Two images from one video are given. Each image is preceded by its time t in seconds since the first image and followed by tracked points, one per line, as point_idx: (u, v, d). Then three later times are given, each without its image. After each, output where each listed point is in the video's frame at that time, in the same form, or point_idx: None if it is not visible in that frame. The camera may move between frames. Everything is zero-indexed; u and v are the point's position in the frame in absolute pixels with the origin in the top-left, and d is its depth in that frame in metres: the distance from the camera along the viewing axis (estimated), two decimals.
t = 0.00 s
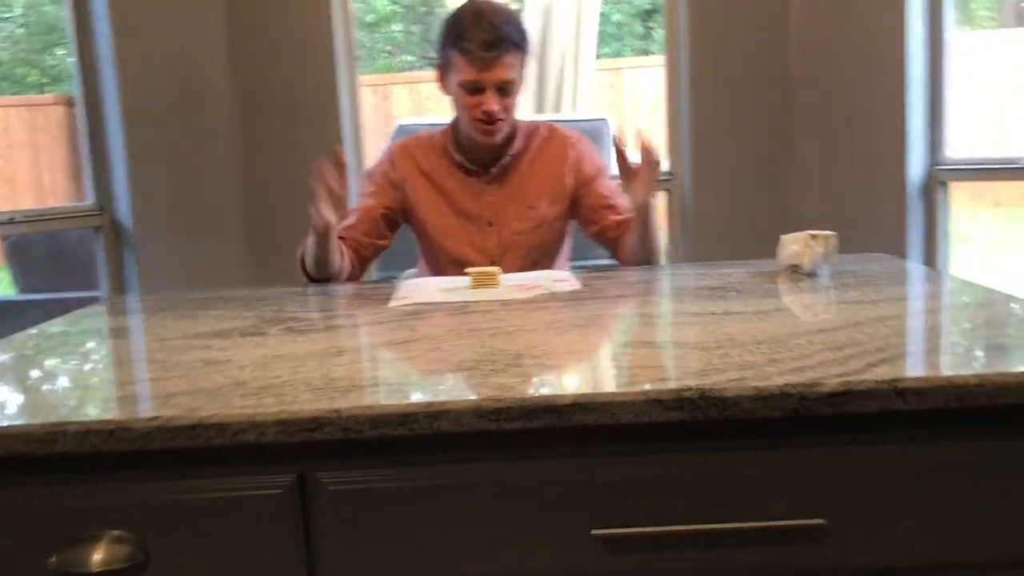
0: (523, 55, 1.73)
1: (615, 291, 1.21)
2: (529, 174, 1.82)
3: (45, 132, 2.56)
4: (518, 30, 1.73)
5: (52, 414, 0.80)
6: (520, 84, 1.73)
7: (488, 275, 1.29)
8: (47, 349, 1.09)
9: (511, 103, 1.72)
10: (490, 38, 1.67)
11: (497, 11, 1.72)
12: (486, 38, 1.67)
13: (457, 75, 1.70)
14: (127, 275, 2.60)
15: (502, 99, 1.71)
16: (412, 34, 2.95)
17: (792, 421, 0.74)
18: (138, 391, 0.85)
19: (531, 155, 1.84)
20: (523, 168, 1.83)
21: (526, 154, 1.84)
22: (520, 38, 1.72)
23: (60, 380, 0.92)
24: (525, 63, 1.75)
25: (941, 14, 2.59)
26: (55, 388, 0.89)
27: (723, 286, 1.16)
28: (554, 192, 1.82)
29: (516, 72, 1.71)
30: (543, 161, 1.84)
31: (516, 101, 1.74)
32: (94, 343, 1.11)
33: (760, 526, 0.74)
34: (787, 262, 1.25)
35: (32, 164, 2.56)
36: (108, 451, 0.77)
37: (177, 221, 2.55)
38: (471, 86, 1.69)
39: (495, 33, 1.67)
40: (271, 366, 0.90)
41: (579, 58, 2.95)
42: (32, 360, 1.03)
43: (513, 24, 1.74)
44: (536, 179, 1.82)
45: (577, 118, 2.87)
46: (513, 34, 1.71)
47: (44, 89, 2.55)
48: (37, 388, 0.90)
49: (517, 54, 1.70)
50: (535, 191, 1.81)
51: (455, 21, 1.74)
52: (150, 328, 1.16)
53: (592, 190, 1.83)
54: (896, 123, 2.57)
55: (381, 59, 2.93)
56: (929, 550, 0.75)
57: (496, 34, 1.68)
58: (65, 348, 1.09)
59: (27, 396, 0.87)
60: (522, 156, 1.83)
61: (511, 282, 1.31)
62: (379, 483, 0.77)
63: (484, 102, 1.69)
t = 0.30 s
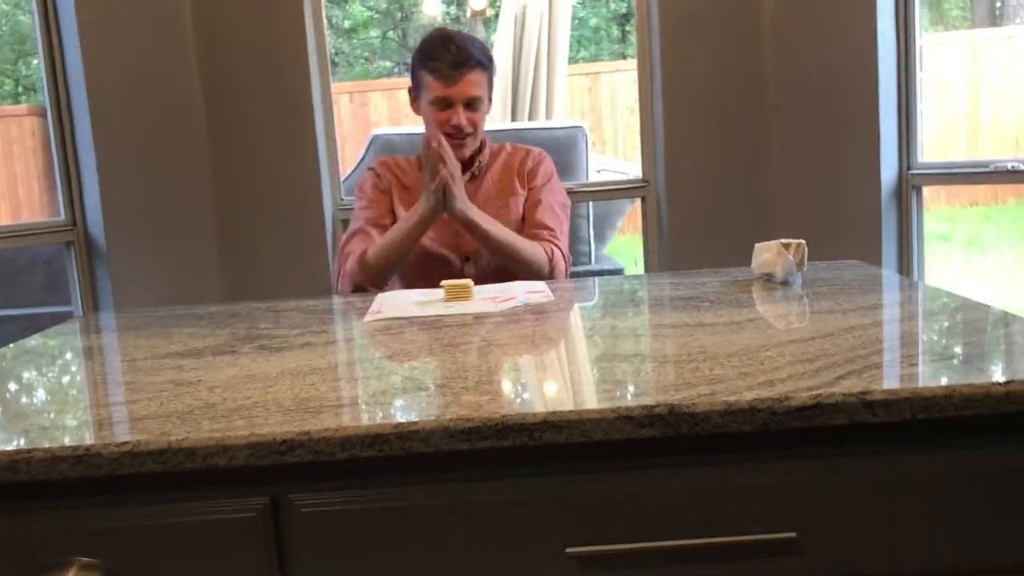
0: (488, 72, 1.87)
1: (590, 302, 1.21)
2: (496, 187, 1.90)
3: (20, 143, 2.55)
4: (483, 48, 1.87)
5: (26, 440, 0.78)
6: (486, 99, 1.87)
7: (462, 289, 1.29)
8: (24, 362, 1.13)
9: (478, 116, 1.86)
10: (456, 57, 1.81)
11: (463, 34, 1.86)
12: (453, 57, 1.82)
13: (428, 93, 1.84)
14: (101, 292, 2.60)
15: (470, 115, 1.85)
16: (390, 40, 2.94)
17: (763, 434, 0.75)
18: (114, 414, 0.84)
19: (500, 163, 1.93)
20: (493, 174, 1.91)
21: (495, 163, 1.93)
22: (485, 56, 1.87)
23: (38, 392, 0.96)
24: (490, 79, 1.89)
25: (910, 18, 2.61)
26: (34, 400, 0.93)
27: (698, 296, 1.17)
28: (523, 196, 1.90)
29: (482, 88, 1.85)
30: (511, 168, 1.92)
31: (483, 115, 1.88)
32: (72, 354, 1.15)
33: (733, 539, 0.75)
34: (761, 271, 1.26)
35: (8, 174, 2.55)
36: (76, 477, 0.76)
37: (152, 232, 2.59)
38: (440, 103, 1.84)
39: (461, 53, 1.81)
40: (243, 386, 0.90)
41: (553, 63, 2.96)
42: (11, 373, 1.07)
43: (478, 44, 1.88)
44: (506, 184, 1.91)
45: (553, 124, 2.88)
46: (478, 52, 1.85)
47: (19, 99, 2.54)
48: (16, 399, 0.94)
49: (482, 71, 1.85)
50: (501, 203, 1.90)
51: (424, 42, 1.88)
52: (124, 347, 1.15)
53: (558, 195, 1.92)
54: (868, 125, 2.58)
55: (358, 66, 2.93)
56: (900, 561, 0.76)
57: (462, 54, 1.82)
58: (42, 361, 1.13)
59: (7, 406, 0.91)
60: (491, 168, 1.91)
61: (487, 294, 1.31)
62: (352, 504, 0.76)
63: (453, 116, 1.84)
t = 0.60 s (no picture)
0: (488, 96, 1.81)
1: (591, 315, 1.21)
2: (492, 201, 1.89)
3: (22, 139, 2.54)
4: (483, 72, 1.81)
5: (17, 439, 0.79)
6: (484, 122, 1.82)
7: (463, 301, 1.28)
8: (21, 356, 1.14)
9: (476, 140, 1.81)
10: (457, 82, 1.74)
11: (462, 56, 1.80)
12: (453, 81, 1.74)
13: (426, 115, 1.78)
14: (99, 292, 2.59)
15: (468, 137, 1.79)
16: (394, 45, 2.95)
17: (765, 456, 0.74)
18: (108, 417, 0.83)
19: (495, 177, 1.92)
20: (488, 188, 1.90)
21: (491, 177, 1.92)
22: (484, 81, 1.80)
23: (32, 387, 0.97)
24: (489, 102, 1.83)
25: (917, 37, 2.60)
26: (27, 395, 0.94)
27: (698, 313, 1.16)
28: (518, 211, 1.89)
29: (482, 113, 1.79)
30: (506, 180, 1.92)
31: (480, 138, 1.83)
32: (67, 349, 1.17)
33: (732, 561, 0.74)
34: (762, 288, 1.26)
35: (9, 171, 2.54)
36: (70, 481, 0.75)
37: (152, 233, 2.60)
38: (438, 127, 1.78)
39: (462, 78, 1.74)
40: (239, 393, 0.89)
41: (557, 73, 2.97)
42: (6, 367, 1.08)
43: (478, 67, 1.81)
44: (501, 198, 1.90)
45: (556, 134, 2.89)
46: (478, 78, 1.78)
47: (22, 94, 2.53)
48: (10, 393, 0.95)
49: (482, 96, 1.78)
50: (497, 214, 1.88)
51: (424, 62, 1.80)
52: (122, 349, 1.14)
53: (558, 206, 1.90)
54: (870, 144, 2.59)
55: (362, 70, 2.93)
56: None
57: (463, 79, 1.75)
58: (38, 355, 1.14)
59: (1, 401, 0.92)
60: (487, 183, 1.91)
61: (486, 305, 1.30)
62: (348, 516, 0.75)
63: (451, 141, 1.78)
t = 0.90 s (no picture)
0: (506, 117, 1.69)
1: (594, 336, 1.20)
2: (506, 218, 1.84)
3: (33, 132, 2.56)
4: (501, 91, 1.68)
5: (16, 432, 0.81)
6: (499, 144, 1.70)
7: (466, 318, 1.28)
8: (22, 350, 1.17)
9: (489, 162, 1.70)
10: (472, 103, 1.62)
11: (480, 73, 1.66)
12: (468, 102, 1.62)
13: (438, 137, 1.68)
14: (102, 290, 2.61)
15: (481, 161, 1.69)
16: (406, 53, 2.95)
17: (767, 489, 0.73)
18: (102, 425, 0.83)
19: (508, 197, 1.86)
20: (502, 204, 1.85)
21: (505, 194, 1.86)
22: (503, 100, 1.68)
23: (33, 380, 1.00)
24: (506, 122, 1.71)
25: (930, 64, 2.60)
26: (28, 388, 0.96)
27: (703, 337, 1.16)
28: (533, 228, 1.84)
29: (498, 135, 1.68)
30: (518, 201, 1.86)
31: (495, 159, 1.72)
32: (68, 345, 1.20)
33: None
34: (768, 314, 1.25)
35: (17, 164, 2.56)
36: (64, 489, 0.75)
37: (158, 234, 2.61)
38: (450, 148, 1.67)
39: (478, 99, 1.62)
40: (238, 405, 0.88)
41: (568, 86, 2.97)
42: (7, 359, 1.11)
43: (497, 84, 1.68)
44: (513, 220, 1.84)
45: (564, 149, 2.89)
46: (496, 97, 1.65)
47: (34, 89, 2.56)
48: (11, 385, 0.98)
49: (499, 118, 1.66)
50: (511, 235, 1.83)
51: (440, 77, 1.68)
52: (123, 353, 1.13)
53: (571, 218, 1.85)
54: (880, 169, 2.58)
55: (373, 77, 2.93)
56: None
57: (479, 99, 1.62)
58: (40, 350, 1.17)
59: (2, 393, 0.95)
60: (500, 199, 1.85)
61: (492, 321, 1.30)
62: (343, 535, 0.75)
63: (462, 164, 1.68)
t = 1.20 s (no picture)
0: (530, 137, 1.62)
1: (610, 344, 1.19)
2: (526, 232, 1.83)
3: (49, 132, 2.55)
4: (525, 110, 1.60)
5: (23, 430, 0.79)
6: (522, 165, 1.64)
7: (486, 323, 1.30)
8: (32, 348, 1.15)
9: (511, 185, 1.65)
10: (493, 130, 1.54)
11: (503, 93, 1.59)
12: (489, 128, 1.55)
13: (458, 158, 1.62)
14: (115, 287, 2.61)
15: (502, 182, 1.63)
16: (422, 61, 2.97)
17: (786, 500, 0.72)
18: (112, 421, 0.82)
19: (526, 213, 1.84)
20: (522, 217, 1.84)
21: (525, 206, 1.85)
22: (527, 121, 1.60)
23: (41, 379, 0.97)
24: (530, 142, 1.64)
25: (951, 81, 2.59)
26: (36, 388, 0.94)
27: (720, 348, 1.15)
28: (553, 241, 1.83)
29: (520, 159, 1.62)
30: (535, 218, 1.84)
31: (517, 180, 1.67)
32: (77, 344, 1.18)
33: None
34: (785, 326, 1.24)
35: (33, 164, 2.54)
36: (77, 483, 0.74)
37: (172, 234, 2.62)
38: (471, 171, 1.61)
39: (500, 125, 1.54)
40: (253, 403, 0.88)
41: (584, 96, 2.98)
42: (16, 358, 1.09)
43: (521, 103, 1.60)
44: (531, 239, 1.83)
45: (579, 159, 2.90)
46: (520, 120, 1.58)
47: (52, 89, 2.55)
48: (18, 386, 0.95)
49: (522, 142, 1.59)
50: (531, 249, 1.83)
51: (462, 95, 1.60)
52: (135, 350, 1.13)
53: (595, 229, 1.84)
54: (896, 185, 2.58)
55: (389, 84, 2.95)
56: None
57: (501, 125, 1.55)
58: (50, 348, 1.15)
59: (9, 394, 0.91)
60: (520, 211, 1.84)
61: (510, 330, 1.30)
62: (356, 537, 0.74)
63: (481, 188, 1.63)
